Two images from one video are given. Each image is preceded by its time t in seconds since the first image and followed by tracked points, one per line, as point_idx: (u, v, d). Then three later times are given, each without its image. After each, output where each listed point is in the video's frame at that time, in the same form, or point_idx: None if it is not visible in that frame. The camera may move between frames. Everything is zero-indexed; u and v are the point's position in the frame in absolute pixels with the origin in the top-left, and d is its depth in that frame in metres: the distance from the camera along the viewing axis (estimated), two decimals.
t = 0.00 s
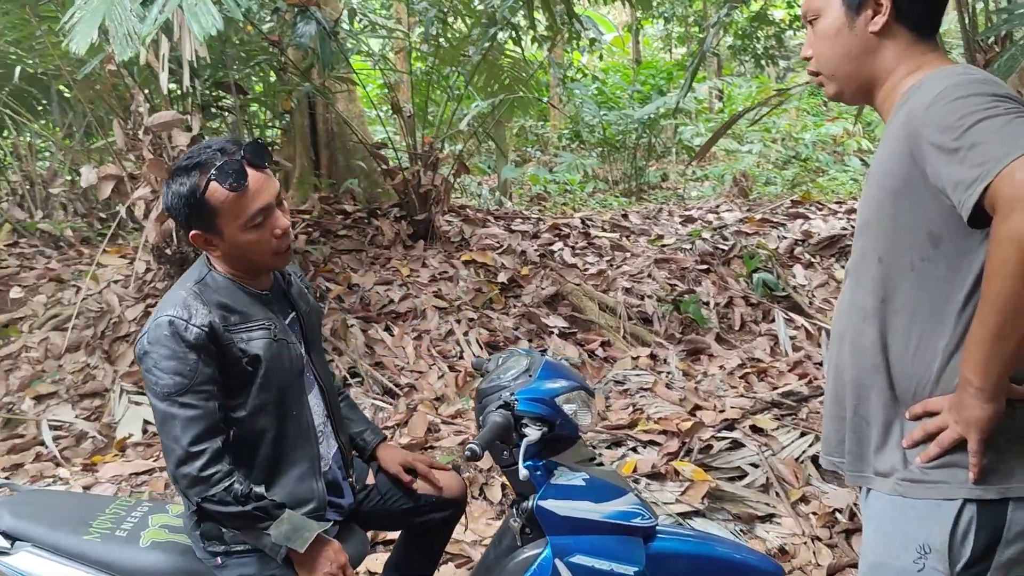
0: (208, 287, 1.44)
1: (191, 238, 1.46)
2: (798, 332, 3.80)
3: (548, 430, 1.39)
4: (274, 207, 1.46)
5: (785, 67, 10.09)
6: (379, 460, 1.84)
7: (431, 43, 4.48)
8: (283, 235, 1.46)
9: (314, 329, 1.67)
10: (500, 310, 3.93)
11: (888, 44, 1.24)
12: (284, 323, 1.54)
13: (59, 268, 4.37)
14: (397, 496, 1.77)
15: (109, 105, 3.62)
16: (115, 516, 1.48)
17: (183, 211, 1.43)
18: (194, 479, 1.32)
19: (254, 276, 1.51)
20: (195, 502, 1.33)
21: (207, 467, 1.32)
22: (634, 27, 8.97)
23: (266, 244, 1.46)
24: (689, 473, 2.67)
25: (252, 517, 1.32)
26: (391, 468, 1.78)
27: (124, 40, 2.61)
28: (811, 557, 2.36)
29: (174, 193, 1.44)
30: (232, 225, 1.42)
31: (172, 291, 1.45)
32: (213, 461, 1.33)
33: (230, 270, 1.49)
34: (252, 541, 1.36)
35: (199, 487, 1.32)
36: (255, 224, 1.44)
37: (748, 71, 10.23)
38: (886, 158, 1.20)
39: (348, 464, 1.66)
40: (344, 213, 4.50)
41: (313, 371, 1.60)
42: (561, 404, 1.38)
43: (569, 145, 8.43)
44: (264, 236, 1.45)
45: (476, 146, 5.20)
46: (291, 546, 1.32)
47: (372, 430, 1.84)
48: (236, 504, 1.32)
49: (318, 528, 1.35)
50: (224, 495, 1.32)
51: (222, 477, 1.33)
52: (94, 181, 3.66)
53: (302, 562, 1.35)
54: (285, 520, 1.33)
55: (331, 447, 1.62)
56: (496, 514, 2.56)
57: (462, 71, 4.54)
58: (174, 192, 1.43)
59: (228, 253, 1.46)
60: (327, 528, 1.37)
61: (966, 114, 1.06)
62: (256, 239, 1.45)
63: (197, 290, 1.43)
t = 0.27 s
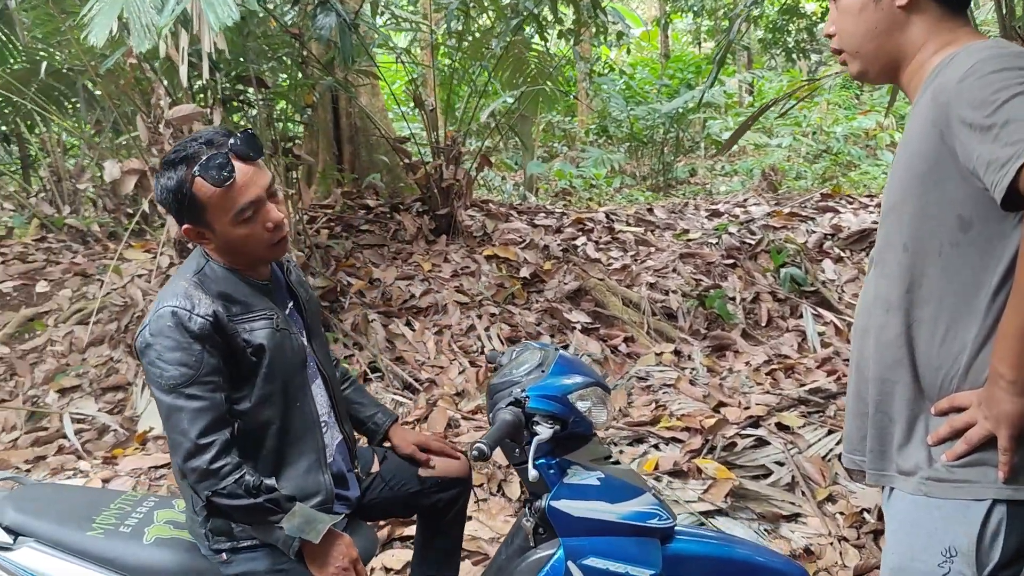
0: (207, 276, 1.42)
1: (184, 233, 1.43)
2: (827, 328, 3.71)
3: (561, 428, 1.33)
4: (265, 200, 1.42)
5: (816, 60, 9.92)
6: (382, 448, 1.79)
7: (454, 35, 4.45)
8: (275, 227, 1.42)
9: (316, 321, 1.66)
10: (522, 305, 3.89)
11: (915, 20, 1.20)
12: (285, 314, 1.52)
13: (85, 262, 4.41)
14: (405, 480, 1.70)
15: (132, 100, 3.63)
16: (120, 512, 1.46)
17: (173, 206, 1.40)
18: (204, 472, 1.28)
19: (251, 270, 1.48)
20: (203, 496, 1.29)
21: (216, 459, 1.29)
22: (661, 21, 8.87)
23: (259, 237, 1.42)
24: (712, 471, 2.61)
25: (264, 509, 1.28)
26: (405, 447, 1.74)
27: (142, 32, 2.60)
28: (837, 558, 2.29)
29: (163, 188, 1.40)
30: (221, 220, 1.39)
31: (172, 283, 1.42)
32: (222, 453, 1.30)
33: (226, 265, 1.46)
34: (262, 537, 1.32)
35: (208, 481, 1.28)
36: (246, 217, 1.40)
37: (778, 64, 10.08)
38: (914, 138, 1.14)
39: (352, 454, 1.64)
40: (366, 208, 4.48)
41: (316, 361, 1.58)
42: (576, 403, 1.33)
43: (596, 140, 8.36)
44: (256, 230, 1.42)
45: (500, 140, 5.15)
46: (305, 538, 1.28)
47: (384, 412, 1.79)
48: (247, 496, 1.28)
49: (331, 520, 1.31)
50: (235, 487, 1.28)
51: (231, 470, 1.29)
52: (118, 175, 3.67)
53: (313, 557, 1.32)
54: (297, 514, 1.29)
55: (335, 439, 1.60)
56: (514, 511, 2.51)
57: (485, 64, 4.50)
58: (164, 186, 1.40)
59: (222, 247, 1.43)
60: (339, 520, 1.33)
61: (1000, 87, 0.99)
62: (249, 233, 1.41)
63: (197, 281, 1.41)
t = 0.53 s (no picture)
0: (206, 260, 1.41)
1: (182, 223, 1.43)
2: (850, 325, 3.65)
3: (562, 424, 1.31)
4: (259, 184, 1.41)
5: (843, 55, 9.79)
6: (383, 439, 1.77)
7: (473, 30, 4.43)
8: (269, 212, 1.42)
9: (320, 313, 1.65)
10: (539, 300, 3.87)
11: None
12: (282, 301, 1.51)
13: (106, 257, 4.44)
14: (406, 473, 1.68)
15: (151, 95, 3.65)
16: (117, 505, 1.46)
17: (168, 195, 1.40)
18: (196, 457, 1.26)
19: (250, 255, 1.48)
20: (196, 482, 1.27)
21: (209, 444, 1.27)
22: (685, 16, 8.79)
23: (254, 222, 1.42)
24: (728, 468, 2.56)
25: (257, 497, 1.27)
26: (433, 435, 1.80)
27: (157, 26, 2.60)
28: (856, 558, 2.24)
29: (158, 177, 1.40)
30: (216, 207, 1.39)
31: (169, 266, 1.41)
32: (215, 438, 1.28)
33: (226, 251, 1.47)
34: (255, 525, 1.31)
35: (200, 465, 1.26)
36: (239, 203, 1.40)
37: (804, 59, 9.95)
38: (926, 119, 1.10)
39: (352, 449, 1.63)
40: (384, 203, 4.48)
41: (312, 355, 1.55)
42: (578, 398, 1.31)
43: (619, 136, 8.31)
44: (252, 215, 1.41)
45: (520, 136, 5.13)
46: (295, 528, 1.27)
47: (401, 404, 1.79)
48: (239, 483, 1.27)
49: (324, 512, 1.30)
50: (226, 474, 1.26)
51: (224, 455, 1.28)
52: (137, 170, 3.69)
53: (305, 548, 1.31)
54: (291, 503, 1.28)
55: (332, 433, 1.59)
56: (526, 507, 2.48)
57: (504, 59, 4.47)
58: (158, 176, 1.39)
59: (219, 234, 1.43)
60: (332, 512, 1.32)
61: (1014, 64, 0.95)
62: (244, 218, 1.41)
63: (195, 264, 1.40)
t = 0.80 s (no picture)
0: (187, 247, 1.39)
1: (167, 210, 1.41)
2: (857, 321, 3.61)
3: (552, 412, 1.29)
4: (249, 171, 1.41)
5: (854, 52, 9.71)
6: (373, 430, 1.74)
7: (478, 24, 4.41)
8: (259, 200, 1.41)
9: (306, 302, 1.62)
10: (544, 295, 3.85)
11: None
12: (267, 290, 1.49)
13: (112, 251, 4.45)
14: (399, 464, 1.67)
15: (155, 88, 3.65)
16: (107, 491, 1.46)
17: (156, 181, 1.38)
18: (177, 443, 1.24)
19: (234, 244, 1.47)
20: (177, 468, 1.25)
21: (190, 430, 1.25)
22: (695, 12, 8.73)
23: (244, 210, 1.41)
24: (731, 464, 2.54)
25: (238, 485, 1.24)
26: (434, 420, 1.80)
27: (157, 17, 2.59)
28: (859, 555, 2.21)
29: (143, 163, 1.38)
30: (206, 194, 1.38)
31: (151, 254, 1.39)
32: (196, 424, 1.26)
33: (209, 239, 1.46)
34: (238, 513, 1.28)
35: (181, 451, 1.24)
36: (230, 190, 1.39)
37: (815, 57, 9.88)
38: (919, 99, 1.07)
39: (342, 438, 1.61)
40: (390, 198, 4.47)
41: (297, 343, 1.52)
42: (567, 385, 1.29)
43: (628, 133, 8.27)
44: (241, 203, 1.40)
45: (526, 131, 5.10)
46: (278, 517, 1.24)
47: (406, 389, 1.80)
48: (220, 469, 1.24)
49: (307, 500, 1.28)
50: (207, 460, 1.24)
51: (205, 442, 1.25)
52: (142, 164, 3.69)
53: (289, 537, 1.28)
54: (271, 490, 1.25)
55: (318, 426, 1.56)
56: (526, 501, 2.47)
57: (510, 54, 4.45)
58: (145, 161, 1.37)
59: (207, 221, 1.42)
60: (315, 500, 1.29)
61: (1009, 40, 0.91)
62: (234, 206, 1.40)
63: (177, 251, 1.38)
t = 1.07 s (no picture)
0: (187, 249, 1.40)
1: (188, 201, 1.46)
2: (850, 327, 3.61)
3: (545, 417, 1.28)
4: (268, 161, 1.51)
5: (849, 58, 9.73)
6: (367, 435, 1.74)
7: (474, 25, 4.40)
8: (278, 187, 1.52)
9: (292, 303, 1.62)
10: (538, 298, 3.84)
11: None
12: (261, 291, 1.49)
13: (104, 249, 4.42)
14: (393, 470, 1.65)
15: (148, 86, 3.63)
16: (97, 492, 1.44)
17: (183, 173, 1.42)
18: (173, 447, 1.24)
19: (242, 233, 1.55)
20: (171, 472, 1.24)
21: (186, 435, 1.25)
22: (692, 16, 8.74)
23: (264, 197, 1.51)
24: (723, 470, 2.53)
25: (232, 488, 1.24)
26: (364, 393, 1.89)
27: (152, 15, 2.58)
28: (851, 562, 2.20)
29: (169, 157, 1.42)
30: (235, 183, 1.45)
31: (148, 255, 1.39)
32: (192, 428, 1.26)
33: (220, 230, 1.52)
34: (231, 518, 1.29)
35: (176, 456, 1.24)
36: (255, 179, 1.48)
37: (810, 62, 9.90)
38: (911, 107, 1.08)
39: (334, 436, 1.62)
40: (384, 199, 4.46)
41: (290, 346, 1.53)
42: (559, 390, 1.28)
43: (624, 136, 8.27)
44: (262, 190, 1.50)
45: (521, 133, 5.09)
46: (274, 518, 1.25)
47: (341, 365, 1.89)
48: (216, 474, 1.24)
49: (302, 503, 1.28)
50: (203, 464, 1.23)
51: (201, 446, 1.25)
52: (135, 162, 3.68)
53: (282, 541, 1.28)
54: (266, 496, 1.25)
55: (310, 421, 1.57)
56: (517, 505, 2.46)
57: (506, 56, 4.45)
58: (172, 152, 1.41)
59: (228, 211, 1.48)
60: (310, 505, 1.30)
61: (1004, 47, 0.93)
62: (257, 194, 1.49)
63: (176, 253, 1.38)
